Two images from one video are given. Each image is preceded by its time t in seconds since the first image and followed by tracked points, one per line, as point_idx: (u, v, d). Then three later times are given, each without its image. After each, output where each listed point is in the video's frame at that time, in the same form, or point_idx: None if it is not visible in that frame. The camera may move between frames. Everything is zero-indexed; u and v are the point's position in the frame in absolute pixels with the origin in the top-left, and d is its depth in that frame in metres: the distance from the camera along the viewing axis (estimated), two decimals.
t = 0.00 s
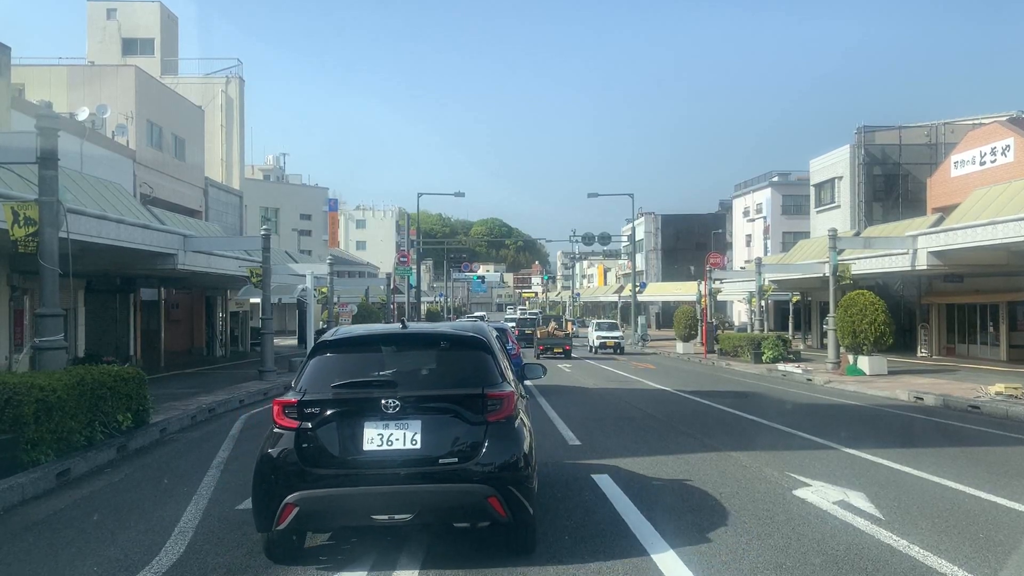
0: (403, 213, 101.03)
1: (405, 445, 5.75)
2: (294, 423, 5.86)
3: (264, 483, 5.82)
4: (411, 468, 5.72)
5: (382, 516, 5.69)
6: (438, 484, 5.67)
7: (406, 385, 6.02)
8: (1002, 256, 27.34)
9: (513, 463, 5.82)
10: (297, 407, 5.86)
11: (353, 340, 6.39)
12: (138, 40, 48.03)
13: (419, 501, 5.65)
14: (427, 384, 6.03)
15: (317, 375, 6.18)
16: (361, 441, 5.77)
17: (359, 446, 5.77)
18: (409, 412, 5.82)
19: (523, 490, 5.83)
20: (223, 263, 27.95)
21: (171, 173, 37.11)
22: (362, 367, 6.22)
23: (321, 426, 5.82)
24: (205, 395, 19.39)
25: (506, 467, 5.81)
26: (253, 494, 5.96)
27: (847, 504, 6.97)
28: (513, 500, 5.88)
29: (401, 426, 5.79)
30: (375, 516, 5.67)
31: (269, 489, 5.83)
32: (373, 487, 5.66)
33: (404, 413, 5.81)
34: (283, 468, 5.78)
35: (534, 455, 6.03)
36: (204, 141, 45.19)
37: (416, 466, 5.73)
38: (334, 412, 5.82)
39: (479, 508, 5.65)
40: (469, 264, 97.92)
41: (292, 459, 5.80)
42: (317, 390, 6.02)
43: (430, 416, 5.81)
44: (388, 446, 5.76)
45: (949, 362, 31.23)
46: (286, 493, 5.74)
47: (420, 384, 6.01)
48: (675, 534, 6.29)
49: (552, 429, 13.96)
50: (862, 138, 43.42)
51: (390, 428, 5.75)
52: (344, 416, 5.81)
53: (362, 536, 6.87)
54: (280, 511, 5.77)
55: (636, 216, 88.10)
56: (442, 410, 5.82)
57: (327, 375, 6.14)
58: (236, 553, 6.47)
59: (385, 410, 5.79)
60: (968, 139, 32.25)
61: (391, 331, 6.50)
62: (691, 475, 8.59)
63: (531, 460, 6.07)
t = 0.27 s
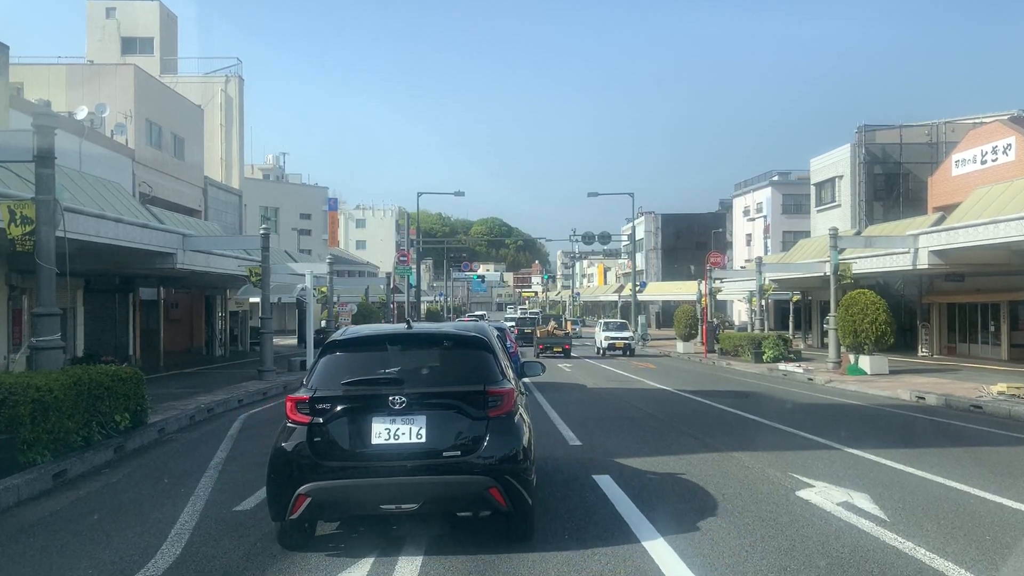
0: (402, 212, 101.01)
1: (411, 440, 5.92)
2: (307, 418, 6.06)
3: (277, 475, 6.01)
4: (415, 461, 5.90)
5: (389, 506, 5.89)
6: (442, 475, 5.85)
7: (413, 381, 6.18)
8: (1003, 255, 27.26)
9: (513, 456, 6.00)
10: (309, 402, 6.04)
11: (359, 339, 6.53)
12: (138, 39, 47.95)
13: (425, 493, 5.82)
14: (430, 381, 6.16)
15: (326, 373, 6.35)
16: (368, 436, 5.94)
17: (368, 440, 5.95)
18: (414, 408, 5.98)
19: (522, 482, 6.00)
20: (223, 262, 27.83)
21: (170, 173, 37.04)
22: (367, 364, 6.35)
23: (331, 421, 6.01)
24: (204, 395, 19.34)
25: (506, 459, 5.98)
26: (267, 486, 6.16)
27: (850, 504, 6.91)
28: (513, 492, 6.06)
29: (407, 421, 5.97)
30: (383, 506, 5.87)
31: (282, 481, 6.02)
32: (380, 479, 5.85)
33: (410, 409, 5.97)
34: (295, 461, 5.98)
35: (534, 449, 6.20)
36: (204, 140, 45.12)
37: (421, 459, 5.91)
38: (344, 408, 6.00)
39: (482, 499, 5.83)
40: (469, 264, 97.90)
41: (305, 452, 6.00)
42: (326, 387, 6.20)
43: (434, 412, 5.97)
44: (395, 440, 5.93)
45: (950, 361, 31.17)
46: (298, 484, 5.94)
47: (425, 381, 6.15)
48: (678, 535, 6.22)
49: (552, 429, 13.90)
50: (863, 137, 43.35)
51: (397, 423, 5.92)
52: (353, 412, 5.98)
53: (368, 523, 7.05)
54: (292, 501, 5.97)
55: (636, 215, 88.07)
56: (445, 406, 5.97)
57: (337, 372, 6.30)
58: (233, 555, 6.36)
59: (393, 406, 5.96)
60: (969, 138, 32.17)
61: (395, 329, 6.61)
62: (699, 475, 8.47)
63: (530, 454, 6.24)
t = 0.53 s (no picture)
0: (402, 212, 100.84)
1: (417, 432, 6.33)
2: (319, 412, 6.46)
3: (291, 465, 6.42)
4: (420, 452, 6.32)
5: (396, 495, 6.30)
6: (446, 465, 6.26)
7: (419, 377, 6.61)
8: (1006, 254, 27.14)
9: (513, 448, 6.42)
10: (322, 397, 6.45)
11: (368, 338, 6.94)
12: (137, 38, 47.83)
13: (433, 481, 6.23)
14: (435, 377, 6.61)
15: (337, 370, 6.77)
16: (377, 429, 6.36)
17: (377, 433, 6.36)
18: (420, 403, 6.40)
19: (522, 472, 6.41)
20: (222, 262, 27.67)
21: (169, 172, 36.92)
22: (376, 361, 6.77)
23: (342, 415, 6.42)
24: (202, 395, 19.24)
25: (506, 451, 6.41)
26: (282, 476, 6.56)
27: (857, 507, 6.79)
28: (513, 481, 6.49)
29: (414, 415, 6.39)
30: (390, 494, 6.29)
31: (297, 471, 6.46)
32: (388, 469, 6.26)
33: (416, 403, 6.39)
34: (309, 452, 6.40)
35: (533, 442, 6.62)
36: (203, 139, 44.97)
37: (427, 450, 6.33)
38: (355, 403, 6.41)
39: (484, 488, 6.24)
40: (469, 263, 97.73)
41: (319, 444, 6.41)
42: (338, 383, 6.63)
43: (439, 406, 6.38)
44: (402, 432, 6.35)
45: (951, 361, 31.07)
46: (311, 473, 6.35)
47: (430, 377, 6.59)
48: (682, 537, 6.11)
49: (554, 429, 13.80)
50: (864, 136, 43.23)
51: (404, 417, 6.33)
52: (362, 406, 6.39)
53: (376, 512, 7.44)
54: (306, 490, 6.38)
55: (637, 215, 87.92)
56: (449, 401, 6.40)
57: (348, 370, 6.73)
58: (226, 558, 6.25)
59: (400, 401, 6.38)
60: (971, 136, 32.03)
61: (402, 329, 7.05)
62: (706, 477, 8.31)
63: (530, 446, 6.68)
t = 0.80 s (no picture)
0: (402, 211, 100.62)
1: (426, 424, 6.91)
2: (332, 405, 7.05)
3: (307, 454, 7.02)
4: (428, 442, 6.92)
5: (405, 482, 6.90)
6: (451, 455, 6.86)
7: (426, 373, 7.19)
8: (1009, 253, 26.97)
9: (513, 439, 7.02)
10: (336, 392, 7.05)
11: (379, 335, 7.50)
12: (135, 37, 47.64)
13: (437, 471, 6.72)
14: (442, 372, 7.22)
15: (351, 365, 7.37)
16: (388, 421, 6.95)
17: (388, 424, 6.95)
18: (428, 397, 6.99)
19: (521, 461, 7.01)
20: (220, 261, 27.46)
21: (167, 171, 36.77)
22: (387, 355, 7.36)
23: (355, 408, 7.01)
24: (200, 395, 19.08)
25: (507, 441, 7.00)
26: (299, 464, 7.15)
27: (866, 512, 6.61)
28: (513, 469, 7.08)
29: (421, 408, 6.98)
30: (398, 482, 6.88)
31: (314, 459, 7.04)
32: (398, 458, 6.85)
33: (423, 397, 6.98)
34: (325, 441, 6.99)
35: (532, 433, 7.23)
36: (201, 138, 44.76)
37: (433, 440, 6.91)
38: (367, 397, 7.00)
39: (486, 475, 6.83)
40: (469, 263, 97.55)
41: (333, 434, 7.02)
42: (351, 378, 7.23)
43: (445, 399, 6.99)
44: (411, 424, 6.94)
45: (954, 361, 30.91)
46: (327, 462, 6.94)
47: (437, 372, 7.19)
48: (687, 541, 5.94)
49: (555, 429, 13.61)
50: (866, 135, 43.04)
51: (413, 408, 6.93)
52: (373, 399, 6.99)
53: (385, 499, 8.03)
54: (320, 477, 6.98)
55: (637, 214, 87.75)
56: (455, 394, 7.02)
57: (359, 365, 7.31)
58: (217, 564, 6.09)
59: (409, 395, 6.97)
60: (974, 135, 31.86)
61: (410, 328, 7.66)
62: (714, 480, 8.08)
63: (529, 437, 7.27)
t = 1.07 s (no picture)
0: (402, 210, 100.37)
1: (433, 416, 7.59)
2: (345, 399, 7.76)
3: (323, 444, 7.73)
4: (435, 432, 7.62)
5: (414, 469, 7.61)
6: (455, 444, 7.55)
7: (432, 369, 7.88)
8: (1013, 253, 26.73)
9: (513, 430, 7.70)
10: (349, 387, 7.76)
11: (388, 334, 8.17)
12: (134, 35, 47.38)
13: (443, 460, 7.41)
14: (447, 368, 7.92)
15: (363, 362, 8.08)
16: (398, 413, 7.66)
17: (398, 416, 7.66)
18: (434, 391, 7.68)
19: (521, 449, 7.69)
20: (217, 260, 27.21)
21: (165, 170, 36.55)
22: (396, 352, 8.05)
23: (366, 402, 7.70)
24: (196, 395, 18.87)
25: (507, 433, 7.68)
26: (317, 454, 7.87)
27: (881, 518, 6.38)
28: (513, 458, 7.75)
29: (428, 401, 7.67)
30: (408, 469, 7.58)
31: (330, 449, 7.75)
32: (408, 447, 7.55)
33: (430, 391, 7.68)
34: (341, 432, 7.71)
35: (531, 425, 7.90)
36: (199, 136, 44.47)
37: (439, 431, 7.57)
38: (378, 391, 7.72)
39: (488, 463, 7.51)
40: (468, 262, 97.32)
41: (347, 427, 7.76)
42: (363, 374, 7.93)
43: (451, 393, 7.69)
44: (419, 416, 7.65)
45: (957, 360, 30.70)
46: (342, 451, 7.65)
47: (443, 368, 7.87)
48: (697, 550, 5.69)
49: (556, 430, 13.39)
50: (868, 134, 42.80)
51: (420, 402, 7.61)
52: (384, 393, 7.70)
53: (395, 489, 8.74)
54: (336, 465, 7.70)
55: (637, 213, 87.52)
56: (460, 388, 7.70)
57: (371, 362, 8.02)
58: (205, 572, 5.87)
59: (417, 389, 7.68)
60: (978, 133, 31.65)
61: (418, 327, 8.38)
62: (720, 484, 7.83)
63: (528, 429, 7.94)
